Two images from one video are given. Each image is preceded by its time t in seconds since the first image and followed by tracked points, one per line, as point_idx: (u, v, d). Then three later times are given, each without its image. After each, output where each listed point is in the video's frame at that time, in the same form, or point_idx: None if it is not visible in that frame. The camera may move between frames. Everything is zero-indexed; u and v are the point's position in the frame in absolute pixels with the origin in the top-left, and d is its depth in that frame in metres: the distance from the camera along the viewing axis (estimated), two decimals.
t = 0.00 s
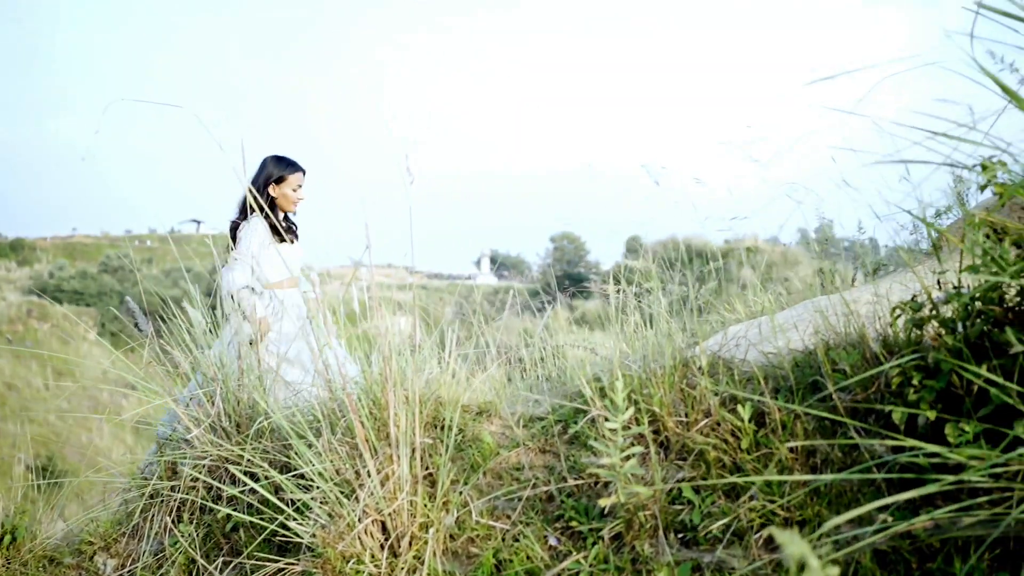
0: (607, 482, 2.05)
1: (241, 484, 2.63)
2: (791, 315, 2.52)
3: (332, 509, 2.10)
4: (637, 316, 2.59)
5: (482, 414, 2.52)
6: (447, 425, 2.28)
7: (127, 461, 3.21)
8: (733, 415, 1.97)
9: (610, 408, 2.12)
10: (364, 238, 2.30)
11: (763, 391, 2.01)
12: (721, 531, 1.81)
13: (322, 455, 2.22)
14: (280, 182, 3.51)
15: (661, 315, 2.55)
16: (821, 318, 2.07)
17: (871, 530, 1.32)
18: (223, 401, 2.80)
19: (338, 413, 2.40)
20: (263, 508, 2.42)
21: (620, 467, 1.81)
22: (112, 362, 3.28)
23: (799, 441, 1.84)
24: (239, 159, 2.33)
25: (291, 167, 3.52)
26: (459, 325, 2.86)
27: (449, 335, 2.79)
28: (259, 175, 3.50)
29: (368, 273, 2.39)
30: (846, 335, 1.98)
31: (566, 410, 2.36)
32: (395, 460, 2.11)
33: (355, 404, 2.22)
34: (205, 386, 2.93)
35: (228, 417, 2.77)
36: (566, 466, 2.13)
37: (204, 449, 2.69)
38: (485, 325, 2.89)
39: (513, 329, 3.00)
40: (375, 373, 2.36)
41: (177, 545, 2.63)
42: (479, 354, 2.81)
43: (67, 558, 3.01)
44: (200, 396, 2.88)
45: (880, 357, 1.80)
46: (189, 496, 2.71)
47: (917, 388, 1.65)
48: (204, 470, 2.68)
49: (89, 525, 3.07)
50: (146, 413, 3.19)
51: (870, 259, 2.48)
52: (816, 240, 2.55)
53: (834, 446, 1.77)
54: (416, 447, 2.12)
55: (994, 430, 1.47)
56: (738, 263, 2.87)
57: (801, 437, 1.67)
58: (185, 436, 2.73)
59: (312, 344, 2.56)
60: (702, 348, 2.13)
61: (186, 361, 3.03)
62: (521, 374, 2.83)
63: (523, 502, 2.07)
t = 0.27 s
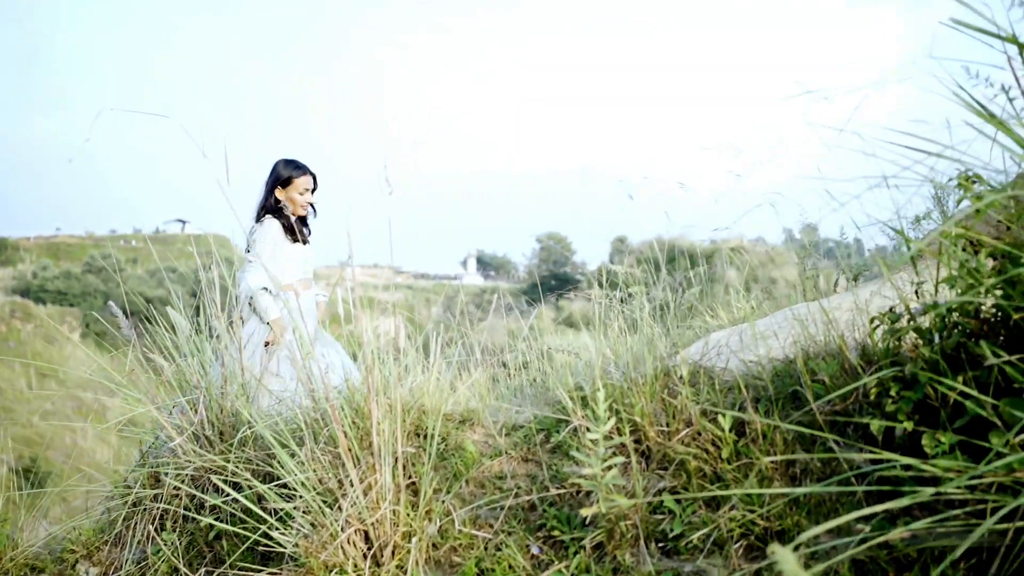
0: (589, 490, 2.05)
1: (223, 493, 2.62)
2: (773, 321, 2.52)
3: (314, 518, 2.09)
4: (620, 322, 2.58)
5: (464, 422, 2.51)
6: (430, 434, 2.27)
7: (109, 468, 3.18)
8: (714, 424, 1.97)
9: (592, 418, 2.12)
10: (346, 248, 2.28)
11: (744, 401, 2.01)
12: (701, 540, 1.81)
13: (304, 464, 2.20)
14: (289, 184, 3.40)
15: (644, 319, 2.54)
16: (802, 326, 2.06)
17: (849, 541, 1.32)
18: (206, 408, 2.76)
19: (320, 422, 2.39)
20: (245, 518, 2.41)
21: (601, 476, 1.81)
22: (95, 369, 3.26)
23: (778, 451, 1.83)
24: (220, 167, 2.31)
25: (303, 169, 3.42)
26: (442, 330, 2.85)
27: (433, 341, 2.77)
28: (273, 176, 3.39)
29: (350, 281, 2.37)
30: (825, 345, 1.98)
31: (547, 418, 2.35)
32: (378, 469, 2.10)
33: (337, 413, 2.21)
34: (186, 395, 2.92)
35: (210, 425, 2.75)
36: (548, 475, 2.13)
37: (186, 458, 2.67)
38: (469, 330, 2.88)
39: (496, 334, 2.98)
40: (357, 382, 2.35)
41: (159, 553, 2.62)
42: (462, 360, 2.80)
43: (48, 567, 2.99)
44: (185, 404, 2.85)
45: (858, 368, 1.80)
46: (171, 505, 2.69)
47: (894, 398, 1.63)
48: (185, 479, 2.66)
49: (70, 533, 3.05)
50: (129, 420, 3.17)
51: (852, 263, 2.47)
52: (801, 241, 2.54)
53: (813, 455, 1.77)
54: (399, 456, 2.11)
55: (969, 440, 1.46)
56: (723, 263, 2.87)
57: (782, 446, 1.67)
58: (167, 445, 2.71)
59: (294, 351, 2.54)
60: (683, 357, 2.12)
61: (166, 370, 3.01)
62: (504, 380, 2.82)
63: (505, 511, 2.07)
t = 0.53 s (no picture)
0: (580, 497, 2.04)
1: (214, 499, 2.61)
2: (766, 325, 2.51)
3: (306, 526, 2.08)
4: (611, 328, 2.57)
5: (456, 427, 2.50)
6: (421, 440, 2.26)
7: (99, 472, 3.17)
8: (704, 431, 1.97)
9: (581, 425, 2.11)
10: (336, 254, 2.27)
11: (733, 408, 2.00)
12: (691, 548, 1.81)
13: (296, 470, 2.19)
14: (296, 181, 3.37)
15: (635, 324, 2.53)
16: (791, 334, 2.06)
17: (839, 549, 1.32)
18: (198, 413, 2.76)
19: (311, 428, 2.38)
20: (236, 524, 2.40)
21: (592, 484, 1.80)
22: (86, 373, 3.25)
23: (766, 458, 1.83)
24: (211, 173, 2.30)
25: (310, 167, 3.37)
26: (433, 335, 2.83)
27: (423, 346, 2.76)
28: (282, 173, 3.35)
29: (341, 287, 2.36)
30: (815, 351, 1.97)
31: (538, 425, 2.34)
32: (370, 475, 2.09)
33: (328, 420, 2.19)
34: (176, 401, 2.91)
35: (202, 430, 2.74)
36: (539, 482, 2.12)
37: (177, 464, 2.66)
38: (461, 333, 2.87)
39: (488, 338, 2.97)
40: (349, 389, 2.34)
41: (151, 559, 2.61)
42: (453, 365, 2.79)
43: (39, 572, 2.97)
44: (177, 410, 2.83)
45: (846, 377, 1.79)
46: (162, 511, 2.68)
47: (883, 406, 1.63)
48: (176, 485, 2.65)
49: (61, 539, 3.03)
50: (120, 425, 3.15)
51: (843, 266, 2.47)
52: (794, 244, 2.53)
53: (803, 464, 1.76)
54: (390, 463, 2.10)
55: (957, 450, 1.45)
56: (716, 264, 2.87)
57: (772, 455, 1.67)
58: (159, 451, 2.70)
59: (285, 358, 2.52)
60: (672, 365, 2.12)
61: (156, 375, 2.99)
62: (496, 385, 2.81)
63: (497, 517, 2.07)
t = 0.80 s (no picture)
0: (572, 507, 2.04)
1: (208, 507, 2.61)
2: (759, 331, 2.51)
3: (301, 534, 2.08)
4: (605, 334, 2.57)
5: (450, 435, 2.49)
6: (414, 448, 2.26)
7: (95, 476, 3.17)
8: (696, 441, 1.97)
9: (573, 434, 2.11)
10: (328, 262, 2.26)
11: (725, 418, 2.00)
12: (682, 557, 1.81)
13: (290, 478, 2.19)
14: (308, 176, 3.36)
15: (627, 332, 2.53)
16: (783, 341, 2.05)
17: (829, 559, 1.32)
18: (193, 420, 2.75)
19: (305, 436, 2.38)
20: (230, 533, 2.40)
21: (583, 493, 1.79)
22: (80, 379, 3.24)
23: (757, 468, 1.83)
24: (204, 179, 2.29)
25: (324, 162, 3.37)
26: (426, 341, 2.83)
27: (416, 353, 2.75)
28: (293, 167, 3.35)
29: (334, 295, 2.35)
30: (806, 360, 1.97)
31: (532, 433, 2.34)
32: (365, 484, 2.08)
33: (323, 428, 2.19)
34: (171, 408, 2.90)
35: (197, 436, 2.73)
36: (532, 490, 2.12)
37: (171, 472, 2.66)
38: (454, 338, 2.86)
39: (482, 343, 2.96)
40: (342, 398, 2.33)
41: (145, 566, 2.61)
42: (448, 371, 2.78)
43: None
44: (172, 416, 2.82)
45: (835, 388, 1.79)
46: (157, 518, 2.68)
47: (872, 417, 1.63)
48: (170, 493, 2.65)
49: (56, 545, 3.03)
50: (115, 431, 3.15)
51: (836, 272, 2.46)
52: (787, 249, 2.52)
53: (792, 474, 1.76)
54: (383, 473, 2.09)
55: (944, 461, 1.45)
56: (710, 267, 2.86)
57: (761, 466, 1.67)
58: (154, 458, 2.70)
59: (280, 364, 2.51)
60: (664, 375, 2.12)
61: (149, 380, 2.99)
62: (489, 391, 2.81)
63: (490, 526, 2.07)
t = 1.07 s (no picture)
0: (561, 514, 2.04)
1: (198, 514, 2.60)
2: (749, 338, 2.51)
3: (289, 542, 2.07)
4: (597, 339, 2.56)
5: (440, 442, 2.49)
6: (404, 455, 2.25)
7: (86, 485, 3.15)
8: (685, 448, 1.96)
9: (561, 441, 2.10)
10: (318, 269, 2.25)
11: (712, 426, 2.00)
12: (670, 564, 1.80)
13: (279, 485, 2.18)
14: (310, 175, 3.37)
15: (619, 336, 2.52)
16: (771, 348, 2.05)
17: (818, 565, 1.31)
18: (182, 427, 2.74)
19: (295, 443, 2.37)
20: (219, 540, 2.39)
21: (572, 501, 1.78)
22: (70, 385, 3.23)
23: (744, 476, 1.83)
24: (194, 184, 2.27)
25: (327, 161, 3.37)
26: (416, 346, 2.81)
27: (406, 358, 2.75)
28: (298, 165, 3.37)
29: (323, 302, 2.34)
30: (794, 367, 1.97)
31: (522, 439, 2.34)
32: (353, 491, 2.07)
33: (313, 435, 2.17)
34: (160, 414, 2.88)
35: (185, 443, 2.72)
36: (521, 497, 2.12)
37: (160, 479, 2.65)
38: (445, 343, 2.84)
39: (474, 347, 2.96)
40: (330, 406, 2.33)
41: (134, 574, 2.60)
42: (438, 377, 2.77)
43: None
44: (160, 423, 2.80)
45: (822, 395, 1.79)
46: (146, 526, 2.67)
47: (859, 425, 1.63)
48: (159, 500, 2.64)
49: (44, 552, 3.01)
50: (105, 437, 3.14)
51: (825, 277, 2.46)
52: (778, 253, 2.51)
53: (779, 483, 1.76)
54: (372, 479, 2.08)
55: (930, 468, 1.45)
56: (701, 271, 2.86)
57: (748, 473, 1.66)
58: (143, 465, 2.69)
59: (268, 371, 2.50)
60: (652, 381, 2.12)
61: (140, 386, 2.97)
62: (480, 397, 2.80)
63: (480, 533, 2.06)
